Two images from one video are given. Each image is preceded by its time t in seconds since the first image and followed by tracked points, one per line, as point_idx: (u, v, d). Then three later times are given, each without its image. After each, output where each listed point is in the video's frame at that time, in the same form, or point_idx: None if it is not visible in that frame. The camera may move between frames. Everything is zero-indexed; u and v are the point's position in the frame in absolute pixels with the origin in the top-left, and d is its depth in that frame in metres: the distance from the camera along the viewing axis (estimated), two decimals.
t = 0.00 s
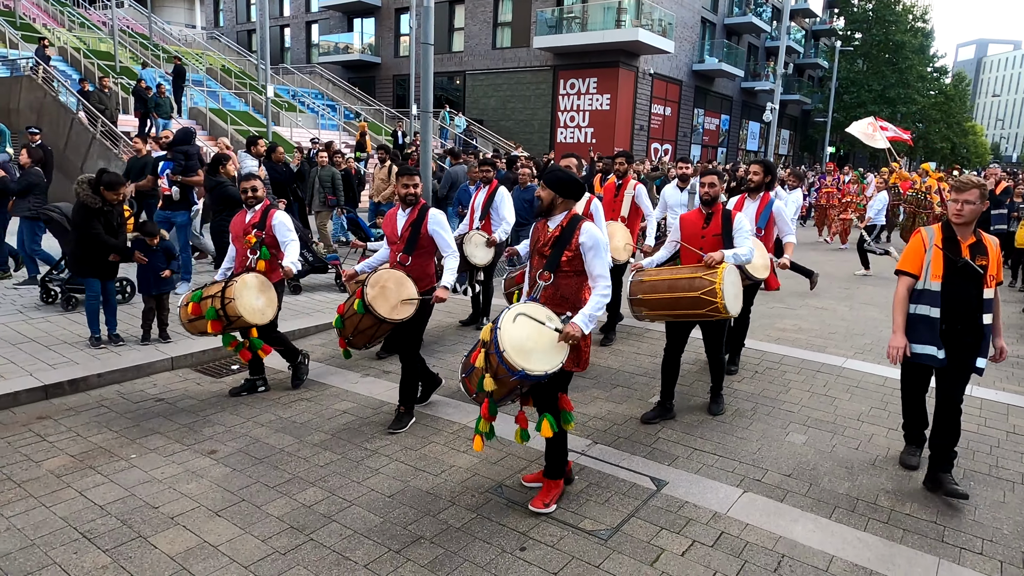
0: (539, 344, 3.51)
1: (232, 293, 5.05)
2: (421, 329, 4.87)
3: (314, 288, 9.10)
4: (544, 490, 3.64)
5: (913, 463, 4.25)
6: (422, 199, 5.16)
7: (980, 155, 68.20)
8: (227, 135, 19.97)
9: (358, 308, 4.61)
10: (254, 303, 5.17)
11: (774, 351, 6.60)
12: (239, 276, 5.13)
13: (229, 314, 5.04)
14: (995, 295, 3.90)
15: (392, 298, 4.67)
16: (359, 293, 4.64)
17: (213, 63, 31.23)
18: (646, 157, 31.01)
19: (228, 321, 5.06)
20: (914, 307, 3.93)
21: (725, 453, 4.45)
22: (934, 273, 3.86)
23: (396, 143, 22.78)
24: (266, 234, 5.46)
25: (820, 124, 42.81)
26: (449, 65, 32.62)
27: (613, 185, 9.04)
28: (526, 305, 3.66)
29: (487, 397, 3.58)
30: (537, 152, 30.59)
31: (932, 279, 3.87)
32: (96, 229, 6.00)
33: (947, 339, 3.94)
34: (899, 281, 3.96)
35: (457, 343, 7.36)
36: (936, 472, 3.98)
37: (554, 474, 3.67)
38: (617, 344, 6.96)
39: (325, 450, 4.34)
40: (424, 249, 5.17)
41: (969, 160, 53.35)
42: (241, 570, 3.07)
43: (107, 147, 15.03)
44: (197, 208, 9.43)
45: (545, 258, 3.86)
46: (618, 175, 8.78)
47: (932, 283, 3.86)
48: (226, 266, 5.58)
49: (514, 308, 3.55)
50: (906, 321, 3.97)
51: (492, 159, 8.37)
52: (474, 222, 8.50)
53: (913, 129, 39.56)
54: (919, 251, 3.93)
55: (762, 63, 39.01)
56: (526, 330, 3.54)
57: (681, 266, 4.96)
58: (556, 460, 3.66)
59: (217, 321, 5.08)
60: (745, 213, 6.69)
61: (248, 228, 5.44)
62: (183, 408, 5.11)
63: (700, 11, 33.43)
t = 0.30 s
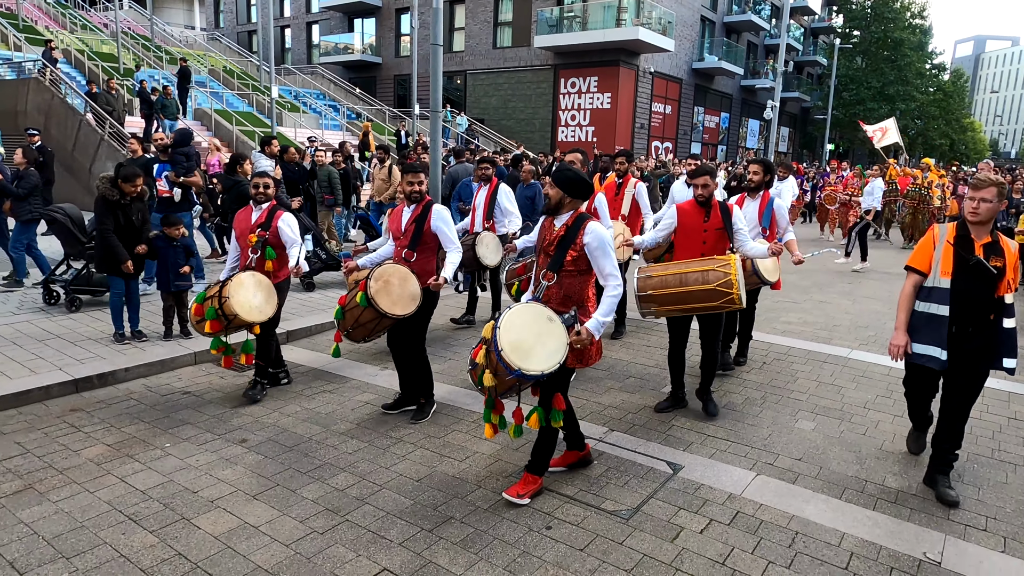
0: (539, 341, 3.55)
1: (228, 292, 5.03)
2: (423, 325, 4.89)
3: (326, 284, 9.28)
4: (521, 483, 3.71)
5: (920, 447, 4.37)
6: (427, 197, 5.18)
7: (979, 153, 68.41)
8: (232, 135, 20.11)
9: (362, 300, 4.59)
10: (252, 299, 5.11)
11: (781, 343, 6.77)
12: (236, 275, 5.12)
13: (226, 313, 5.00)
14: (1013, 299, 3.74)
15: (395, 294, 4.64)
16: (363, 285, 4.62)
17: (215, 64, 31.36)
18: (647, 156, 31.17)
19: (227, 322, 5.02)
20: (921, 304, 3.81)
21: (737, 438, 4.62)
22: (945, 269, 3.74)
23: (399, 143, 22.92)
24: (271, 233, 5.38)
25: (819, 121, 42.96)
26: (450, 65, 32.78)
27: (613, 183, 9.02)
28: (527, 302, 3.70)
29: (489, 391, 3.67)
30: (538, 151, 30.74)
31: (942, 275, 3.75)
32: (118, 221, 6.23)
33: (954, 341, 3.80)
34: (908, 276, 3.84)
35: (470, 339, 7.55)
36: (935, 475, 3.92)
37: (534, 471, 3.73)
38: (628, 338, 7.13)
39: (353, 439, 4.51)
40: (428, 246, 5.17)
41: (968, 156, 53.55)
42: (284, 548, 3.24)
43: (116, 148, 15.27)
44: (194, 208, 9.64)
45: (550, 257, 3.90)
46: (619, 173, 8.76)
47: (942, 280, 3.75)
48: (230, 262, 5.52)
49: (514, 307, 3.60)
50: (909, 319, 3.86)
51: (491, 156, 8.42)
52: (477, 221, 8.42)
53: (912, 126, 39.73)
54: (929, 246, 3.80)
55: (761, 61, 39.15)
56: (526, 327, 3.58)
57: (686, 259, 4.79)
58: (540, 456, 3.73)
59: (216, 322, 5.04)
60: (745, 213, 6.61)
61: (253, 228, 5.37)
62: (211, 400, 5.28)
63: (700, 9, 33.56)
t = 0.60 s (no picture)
0: (527, 337, 3.64)
1: (219, 301, 5.03)
2: (424, 330, 4.91)
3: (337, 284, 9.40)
4: (541, 474, 3.85)
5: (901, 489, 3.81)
6: (421, 201, 5.16)
7: (978, 148, 68.60)
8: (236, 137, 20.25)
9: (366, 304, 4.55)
10: (243, 308, 5.09)
11: (787, 337, 6.93)
12: (227, 284, 5.12)
13: (218, 320, 5.04)
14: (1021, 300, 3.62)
15: (399, 297, 4.65)
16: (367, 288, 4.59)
17: (216, 65, 31.45)
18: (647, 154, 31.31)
19: (219, 329, 5.08)
20: (923, 303, 3.77)
21: (749, 428, 4.77)
22: (945, 269, 3.70)
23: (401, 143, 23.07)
24: (270, 239, 5.35)
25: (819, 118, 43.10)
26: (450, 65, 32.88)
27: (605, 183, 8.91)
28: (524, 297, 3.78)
29: (478, 376, 3.75)
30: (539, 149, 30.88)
31: (942, 275, 3.70)
32: (133, 218, 6.30)
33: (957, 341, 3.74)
34: (908, 275, 3.81)
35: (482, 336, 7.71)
36: (940, 463, 4.08)
37: (554, 461, 3.86)
38: (637, 334, 7.29)
39: (377, 432, 4.67)
40: (425, 249, 5.09)
41: (967, 152, 53.74)
42: (320, 534, 3.38)
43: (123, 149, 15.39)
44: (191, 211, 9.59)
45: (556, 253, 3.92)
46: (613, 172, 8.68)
47: (942, 280, 3.70)
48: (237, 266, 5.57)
49: (514, 299, 3.68)
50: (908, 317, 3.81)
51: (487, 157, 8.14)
52: (473, 222, 8.21)
53: (911, 122, 39.88)
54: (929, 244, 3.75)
55: (760, 58, 39.27)
56: (518, 322, 3.66)
57: (695, 266, 4.74)
58: (557, 449, 3.86)
59: (209, 327, 5.11)
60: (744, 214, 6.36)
61: (253, 233, 5.38)
62: (235, 396, 5.43)
63: (699, 7, 33.69)
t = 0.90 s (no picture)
0: (534, 332, 3.66)
1: (224, 294, 5.11)
2: (416, 336, 4.75)
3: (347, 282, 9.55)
4: (559, 463, 4.03)
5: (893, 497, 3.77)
6: (416, 203, 5.26)
7: (974, 145, 69.07)
8: (239, 138, 20.42)
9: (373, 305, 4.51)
10: (245, 307, 5.16)
11: (790, 332, 7.16)
12: (232, 278, 5.17)
13: (217, 314, 5.11)
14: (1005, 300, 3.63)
15: (404, 296, 4.58)
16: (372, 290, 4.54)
17: (216, 67, 31.56)
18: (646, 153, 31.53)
19: (217, 322, 5.14)
20: (906, 312, 3.73)
21: (755, 419, 4.99)
22: (924, 277, 3.67)
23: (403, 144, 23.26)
24: (270, 236, 5.36)
25: (815, 117, 43.37)
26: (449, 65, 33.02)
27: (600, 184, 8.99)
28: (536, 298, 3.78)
29: (487, 380, 3.76)
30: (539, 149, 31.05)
31: (922, 283, 3.68)
32: (157, 218, 6.43)
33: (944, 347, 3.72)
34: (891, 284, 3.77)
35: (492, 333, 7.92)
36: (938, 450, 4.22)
37: (569, 452, 4.04)
38: (644, 331, 7.50)
39: (397, 425, 4.85)
40: (424, 247, 5.25)
41: (962, 150, 54.17)
42: (353, 519, 3.59)
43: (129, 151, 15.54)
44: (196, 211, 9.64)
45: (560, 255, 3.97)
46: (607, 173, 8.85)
47: (923, 288, 3.67)
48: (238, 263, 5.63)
49: (521, 302, 3.67)
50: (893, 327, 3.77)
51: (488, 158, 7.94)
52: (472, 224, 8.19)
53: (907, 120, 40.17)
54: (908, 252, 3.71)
55: (758, 57, 39.49)
56: (526, 321, 3.65)
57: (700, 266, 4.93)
58: (572, 439, 4.04)
59: (205, 319, 5.16)
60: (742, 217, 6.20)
61: (257, 230, 5.42)
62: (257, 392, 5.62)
63: (696, 7, 33.91)
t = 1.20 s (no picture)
0: (534, 330, 3.72)
1: (235, 305, 5.17)
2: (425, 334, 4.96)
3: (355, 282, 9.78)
4: (572, 452, 4.21)
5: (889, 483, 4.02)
6: (420, 206, 5.22)
7: (966, 146, 69.57)
8: (239, 140, 20.61)
9: (372, 313, 4.64)
10: (258, 311, 5.29)
11: (789, 328, 7.40)
12: (242, 287, 5.25)
13: (232, 324, 5.17)
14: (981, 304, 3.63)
15: (403, 303, 4.73)
16: (371, 298, 4.68)
17: (214, 69, 31.62)
18: (642, 153, 31.79)
19: (234, 332, 5.20)
20: (890, 315, 3.73)
21: (758, 410, 5.23)
22: (908, 279, 3.66)
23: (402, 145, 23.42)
24: (270, 242, 5.56)
25: (809, 117, 43.74)
26: (445, 66, 33.20)
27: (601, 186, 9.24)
28: (529, 296, 3.89)
29: (493, 373, 3.75)
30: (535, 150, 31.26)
31: (906, 286, 3.67)
32: (175, 218, 6.67)
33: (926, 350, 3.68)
34: (877, 286, 3.77)
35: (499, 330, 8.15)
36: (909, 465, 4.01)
37: (579, 439, 4.20)
38: (647, 328, 7.74)
39: (415, 417, 5.07)
40: (427, 253, 5.20)
41: (954, 149, 54.64)
42: (383, 503, 3.81)
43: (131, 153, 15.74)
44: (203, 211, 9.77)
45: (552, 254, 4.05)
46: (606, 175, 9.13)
47: (905, 290, 3.67)
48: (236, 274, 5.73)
49: (517, 296, 3.79)
50: (879, 329, 3.77)
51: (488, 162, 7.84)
52: (471, 226, 8.27)
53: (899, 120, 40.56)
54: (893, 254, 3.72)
55: (751, 58, 39.80)
56: (521, 315, 3.73)
57: (694, 266, 5.09)
58: (578, 426, 4.18)
59: (222, 332, 5.20)
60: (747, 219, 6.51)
61: (253, 238, 5.59)
62: (277, 388, 5.83)
63: (691, 8, 34.20)
